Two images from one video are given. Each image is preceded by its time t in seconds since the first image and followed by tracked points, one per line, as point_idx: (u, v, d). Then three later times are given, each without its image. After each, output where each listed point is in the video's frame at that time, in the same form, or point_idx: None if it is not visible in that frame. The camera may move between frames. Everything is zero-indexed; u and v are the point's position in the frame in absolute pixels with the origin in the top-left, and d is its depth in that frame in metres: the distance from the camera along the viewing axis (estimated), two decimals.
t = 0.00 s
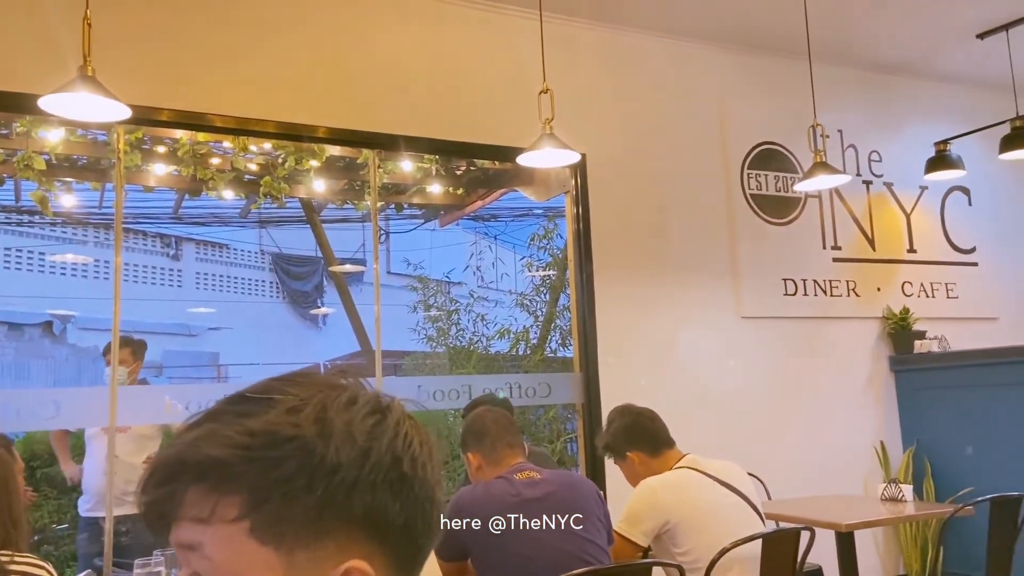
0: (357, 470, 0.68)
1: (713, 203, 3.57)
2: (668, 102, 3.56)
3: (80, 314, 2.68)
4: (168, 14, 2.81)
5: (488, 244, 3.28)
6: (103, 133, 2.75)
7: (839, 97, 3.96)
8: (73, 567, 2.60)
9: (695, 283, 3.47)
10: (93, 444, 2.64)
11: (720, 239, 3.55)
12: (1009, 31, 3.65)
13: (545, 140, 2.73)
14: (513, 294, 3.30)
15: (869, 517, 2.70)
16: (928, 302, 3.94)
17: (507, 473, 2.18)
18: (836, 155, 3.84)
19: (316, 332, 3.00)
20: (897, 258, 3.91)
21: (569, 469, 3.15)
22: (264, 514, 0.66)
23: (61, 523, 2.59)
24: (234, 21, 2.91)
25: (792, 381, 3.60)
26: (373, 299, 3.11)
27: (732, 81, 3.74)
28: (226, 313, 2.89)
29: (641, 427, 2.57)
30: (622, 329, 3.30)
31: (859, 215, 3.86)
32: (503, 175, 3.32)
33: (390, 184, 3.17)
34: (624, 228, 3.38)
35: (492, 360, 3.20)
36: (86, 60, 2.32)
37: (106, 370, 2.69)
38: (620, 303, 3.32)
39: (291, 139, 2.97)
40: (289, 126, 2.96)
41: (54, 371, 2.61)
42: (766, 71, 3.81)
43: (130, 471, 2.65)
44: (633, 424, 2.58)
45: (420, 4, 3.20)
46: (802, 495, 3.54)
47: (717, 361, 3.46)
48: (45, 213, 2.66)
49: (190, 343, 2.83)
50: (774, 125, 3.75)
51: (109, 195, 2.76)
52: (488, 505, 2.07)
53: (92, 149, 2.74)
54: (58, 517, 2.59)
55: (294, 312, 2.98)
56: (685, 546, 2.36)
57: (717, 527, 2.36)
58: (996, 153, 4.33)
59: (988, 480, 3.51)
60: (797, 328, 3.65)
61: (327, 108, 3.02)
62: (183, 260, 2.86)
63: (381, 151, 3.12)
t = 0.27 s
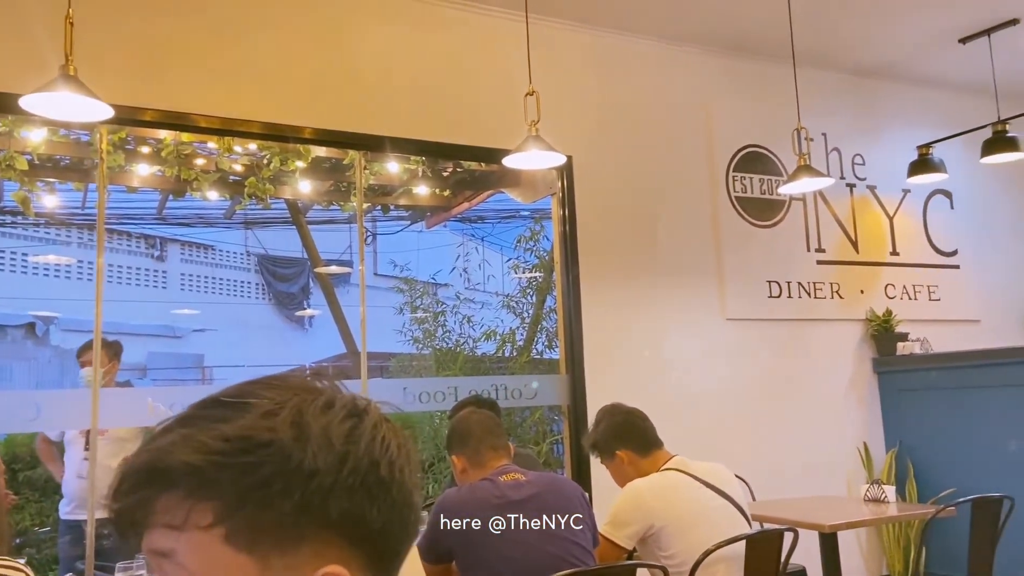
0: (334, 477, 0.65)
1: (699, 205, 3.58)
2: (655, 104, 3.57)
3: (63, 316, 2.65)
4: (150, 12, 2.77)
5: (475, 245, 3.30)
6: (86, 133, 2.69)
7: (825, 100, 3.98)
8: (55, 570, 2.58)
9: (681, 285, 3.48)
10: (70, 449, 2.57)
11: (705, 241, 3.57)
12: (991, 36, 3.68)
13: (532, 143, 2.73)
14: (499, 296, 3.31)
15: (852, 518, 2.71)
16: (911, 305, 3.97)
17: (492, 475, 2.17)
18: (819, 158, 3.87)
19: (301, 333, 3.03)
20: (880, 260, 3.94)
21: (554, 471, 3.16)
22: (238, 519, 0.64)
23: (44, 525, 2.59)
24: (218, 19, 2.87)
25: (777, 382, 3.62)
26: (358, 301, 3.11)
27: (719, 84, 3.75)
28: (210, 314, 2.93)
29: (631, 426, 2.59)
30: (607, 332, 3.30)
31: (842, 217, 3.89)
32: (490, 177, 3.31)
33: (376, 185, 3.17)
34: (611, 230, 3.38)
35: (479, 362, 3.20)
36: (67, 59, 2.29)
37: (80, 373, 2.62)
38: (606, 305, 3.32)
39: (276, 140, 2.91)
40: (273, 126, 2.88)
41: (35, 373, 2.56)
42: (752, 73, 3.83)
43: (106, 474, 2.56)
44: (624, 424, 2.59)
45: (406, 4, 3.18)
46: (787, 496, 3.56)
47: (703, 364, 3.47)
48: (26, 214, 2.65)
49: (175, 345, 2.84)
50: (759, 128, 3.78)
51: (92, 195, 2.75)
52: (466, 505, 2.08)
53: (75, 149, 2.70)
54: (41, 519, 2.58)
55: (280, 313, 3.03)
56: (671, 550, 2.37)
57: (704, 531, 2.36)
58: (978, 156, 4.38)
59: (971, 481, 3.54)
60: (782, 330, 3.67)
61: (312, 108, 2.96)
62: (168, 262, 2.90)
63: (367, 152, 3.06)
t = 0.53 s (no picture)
0: (298, 481, 0.62)
1: (685, 207, 3.59)
2: (640, 107, 3.58)
3: (47, 317, 2.61)
4: (132, 11, 2.74)
5: (461, 246, 3.31)
6: (69, 133, 2.63)
7: (809, 104, 4.00)
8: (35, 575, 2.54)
9: (666, 287, 3.49)
10: (53, 450, 2.51)
11: (691, 244, 3.58)
12: (974, 40, 3.72)
13: (517, 144, 2.72)
14: (485, 297, 3.31)
15: (835, 519, 2.73)
16: (895, 307, 4.00)
17: (477, 477, 2.17)
18: (804, 161, 3.89)
19: (286, 335, 3.06)
20: (864, 263, 3.96)
21: (540, 473, 3.16)
22: (201, 523, 0.61)
23: (25, 529, 2.56)
24: (201, 18, 2.84)
25: (763, 384, 3.64)
26: (343, 302, 3.12)
27: (703, 87, 3.76)
28: (195, 315, 2.95)
29: (619, 427, 2.58)
30: (593, 334, 3.30)
31: (827, 220, 3.91)
32: (476, 178, 3.30)
33: (362, 187, 3.16)
34: (597, 232, 3.38)
35: (465, 364, 3.20)
36: (48, 58, 2.27)
37: (62, 378, 2.56)
38: (592, 307, 3.32)
39: (261, 140, 2.88)
40: (258, 126, 2.85)
41: (17, 376, 2.51)
42: (736, 77, 3.85)
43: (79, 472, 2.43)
44: (611, 424, 2.59)
45: (391, 5, 3.17)
46: (773, 497, 3.56)
47: (688, 366, 3.48)
48: (8, 214, 2.64)
49: (159, 347, 2.84)
50: (744, 131, 3.79)
51: (75, 196, 2.73)
52: (456, 506, 2.07)
53: (57, 150, 2.65)
54: (21, 523, 2.55)
55: (265, 314, 3.05)
56: (656, 554, 2.37)
57: (690, 534, 2.36)
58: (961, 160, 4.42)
59: (954, 482, 3.56)
60: (768, 332, 3.69)
61: (297, 108, 2.94)
62: (152, 262, 2.93)
63: (353, 154, 3.03)
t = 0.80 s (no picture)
0: (265, 488, 0.60)
1: (670, 210, 3.60)
2: (626, 109, 3.59)
3: (28, 319, 2.58)
4: (115, 11, 2.72)
5: (449, 248, 3.29)
6: (50, 134, 2.63)
7: (794, 107, 4.02)
8: None
9: (652, 289, 3.50)
10: (30, 455, 2.49)
11: (677, 246, 3.59)
12: (956, 44, 3.75)
13: (503, 146, 2.72)
14: (471, 299, 3.31)
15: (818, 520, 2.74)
16: (878, 309, 4.02)
17: (461, 479, 2.16)
18: (788, 163, 3.91)
19: (271, 337, 2.97)
20: (848, 265, 3.99)
21: (526, 475, 3.17)
22: (168, 531, 0.60)
23: (5, 533, 2.51)
24: (184, 18, 2.83)
25: (748, 386, 3.65)
26: (329, 304, 3.07)
27: (689, 90, 3.78)
28: (180, 318, 2.84)
29: (604, 428, 2.58)
30: (579, 336, 3.31)
31: (811, 222, 3.94)
32: (462, 180, 3.31)
33: (348, 188, 3.15)
34: (583, 235, 3.39)
35: (451, 366, 3.20)
36: (30, 58, 2.25)
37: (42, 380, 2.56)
38: (578, 309, 3.32)
39: (247, 141, 2.89)
40: (244, 127, 2.86)
41: None
42: (722, 80, 3.87)
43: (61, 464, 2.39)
44: (597, 425, 2.59)
45: (377, 6, 3.17)
46: (758, 498, 3.58)
47: (674, 368, 3.49)
48: None
49: (143, 350, 2.76)
50: (729, 134, 3.81)
51: (57, 197, 2.68)
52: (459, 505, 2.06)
53: (39, 150, 2.63)
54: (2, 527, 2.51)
55: (250, 315, 2.95)
56: (641, 557, 2.38)
57: (675, 536, 2.37)
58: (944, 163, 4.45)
59: (936, 483, 3.59)
60: (753, 334, 3.70)
61: (283, 110, 2.94)
62: (136, 264, 2.81)
63: (338, 155, 3.05)
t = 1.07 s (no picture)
0: (255, 491, 0.58)
1: (656, 211, 3.61)
2: (612, 111, 3.59)
3: (10, 321, 2.56)
4: (97, 10, 2.70)
5: (435, 249, 3.29)
6: (33, 135, 2.60)
7: (779, 109, 4.05)
8: None
9: (638, 291, 3.51)
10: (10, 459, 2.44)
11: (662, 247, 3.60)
12: (938, 48, 3.78)
13: (489, 148, 2.72)
14: (457, 301, 3.31)
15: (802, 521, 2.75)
16: (861, 310, 4.05)
17: (445, 482, 2.16)
18: (773, 166, 3.93)
19: (257, 339, 2.95)
20: (831, 267, 4.01)
21: (511, 476, 3.17)
22: (155, 534, 0.59)
23: None
24: (168, 18, 2.81)
25: (733, 387, 3.67)
26: (314, 305, 3.06)
27: (674, 92, 3.79)
28: (163, 319, 2.82)
29: (590, 430, 2.58)
30: (565, 337, 3.31)
31: (795, 224, 3.96)
32: (448, 181, 3.30)
33: (334, 190, 3.13)
34: (569, 236, 3.39)
35: (437, 367, 3.20)
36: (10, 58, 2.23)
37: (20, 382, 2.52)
38: (564, 310, 3.33)
39: (231, 142, 2.86)
40: (228, 128, 2.84)
41: None
42: (707, 82, 3.89)
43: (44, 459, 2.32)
44: (582, 427, 2.59)
45: (362, 7, 3.16)
46: (743, 498, 3.60)
47: (659, 369, 3.50)
48: None
49: (126, 351, 2.73)
50: (715, 136, 3.83)
51: (39, 198, 2.65)
52: (434, 512, 2.06)
53: (21, 151, 2.61)
54: None
55: (235, 317, 2.93)
56: (626, 559, 2.38)
57: (659, 538, 2.38)
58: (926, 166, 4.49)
59: (919, 483, 3.62)
60: (738, 335, 3.72)
61: (267, 111, 2.92)
62: (120, 265, 2.78)
63: (323, 156, 3.03)
